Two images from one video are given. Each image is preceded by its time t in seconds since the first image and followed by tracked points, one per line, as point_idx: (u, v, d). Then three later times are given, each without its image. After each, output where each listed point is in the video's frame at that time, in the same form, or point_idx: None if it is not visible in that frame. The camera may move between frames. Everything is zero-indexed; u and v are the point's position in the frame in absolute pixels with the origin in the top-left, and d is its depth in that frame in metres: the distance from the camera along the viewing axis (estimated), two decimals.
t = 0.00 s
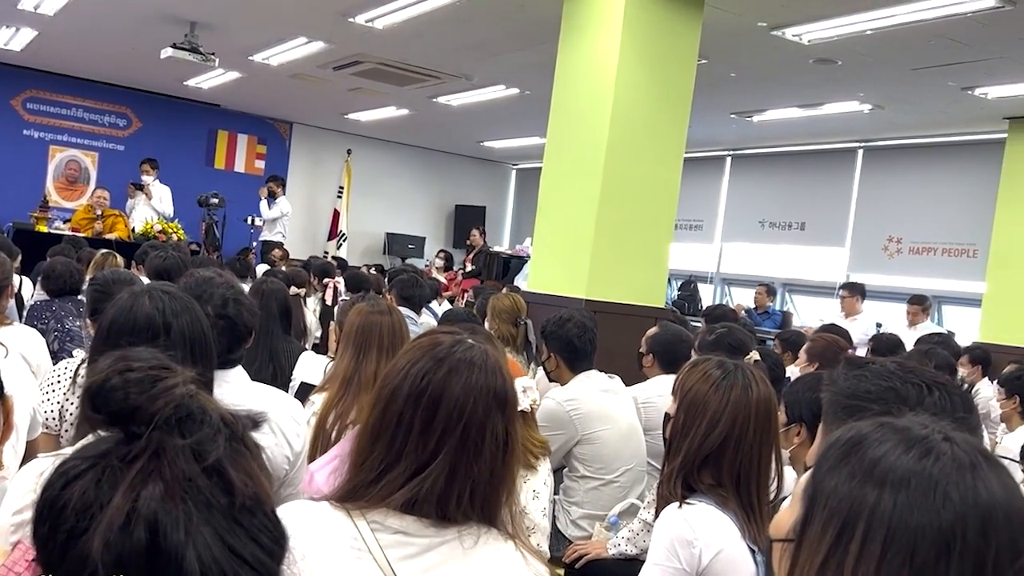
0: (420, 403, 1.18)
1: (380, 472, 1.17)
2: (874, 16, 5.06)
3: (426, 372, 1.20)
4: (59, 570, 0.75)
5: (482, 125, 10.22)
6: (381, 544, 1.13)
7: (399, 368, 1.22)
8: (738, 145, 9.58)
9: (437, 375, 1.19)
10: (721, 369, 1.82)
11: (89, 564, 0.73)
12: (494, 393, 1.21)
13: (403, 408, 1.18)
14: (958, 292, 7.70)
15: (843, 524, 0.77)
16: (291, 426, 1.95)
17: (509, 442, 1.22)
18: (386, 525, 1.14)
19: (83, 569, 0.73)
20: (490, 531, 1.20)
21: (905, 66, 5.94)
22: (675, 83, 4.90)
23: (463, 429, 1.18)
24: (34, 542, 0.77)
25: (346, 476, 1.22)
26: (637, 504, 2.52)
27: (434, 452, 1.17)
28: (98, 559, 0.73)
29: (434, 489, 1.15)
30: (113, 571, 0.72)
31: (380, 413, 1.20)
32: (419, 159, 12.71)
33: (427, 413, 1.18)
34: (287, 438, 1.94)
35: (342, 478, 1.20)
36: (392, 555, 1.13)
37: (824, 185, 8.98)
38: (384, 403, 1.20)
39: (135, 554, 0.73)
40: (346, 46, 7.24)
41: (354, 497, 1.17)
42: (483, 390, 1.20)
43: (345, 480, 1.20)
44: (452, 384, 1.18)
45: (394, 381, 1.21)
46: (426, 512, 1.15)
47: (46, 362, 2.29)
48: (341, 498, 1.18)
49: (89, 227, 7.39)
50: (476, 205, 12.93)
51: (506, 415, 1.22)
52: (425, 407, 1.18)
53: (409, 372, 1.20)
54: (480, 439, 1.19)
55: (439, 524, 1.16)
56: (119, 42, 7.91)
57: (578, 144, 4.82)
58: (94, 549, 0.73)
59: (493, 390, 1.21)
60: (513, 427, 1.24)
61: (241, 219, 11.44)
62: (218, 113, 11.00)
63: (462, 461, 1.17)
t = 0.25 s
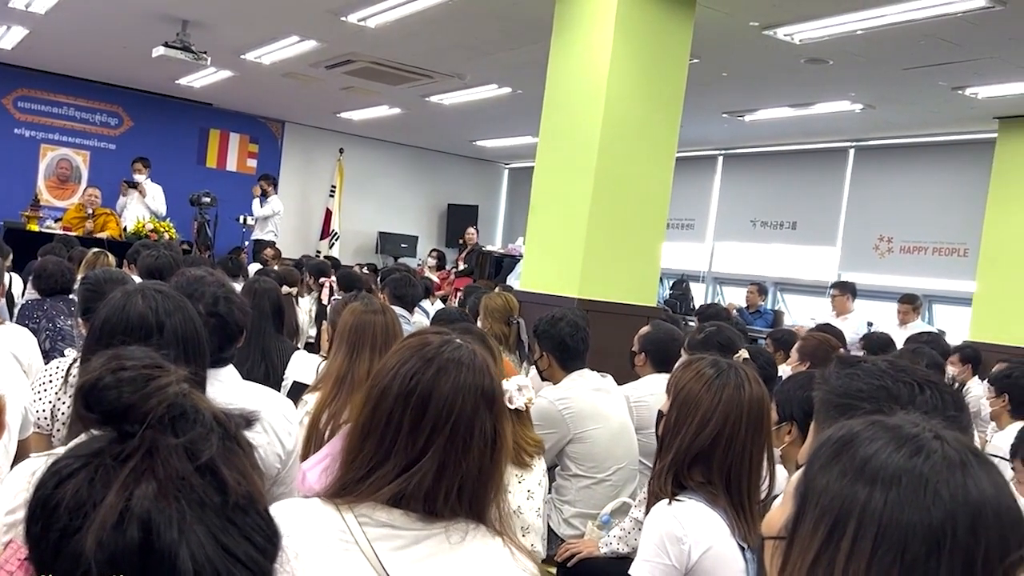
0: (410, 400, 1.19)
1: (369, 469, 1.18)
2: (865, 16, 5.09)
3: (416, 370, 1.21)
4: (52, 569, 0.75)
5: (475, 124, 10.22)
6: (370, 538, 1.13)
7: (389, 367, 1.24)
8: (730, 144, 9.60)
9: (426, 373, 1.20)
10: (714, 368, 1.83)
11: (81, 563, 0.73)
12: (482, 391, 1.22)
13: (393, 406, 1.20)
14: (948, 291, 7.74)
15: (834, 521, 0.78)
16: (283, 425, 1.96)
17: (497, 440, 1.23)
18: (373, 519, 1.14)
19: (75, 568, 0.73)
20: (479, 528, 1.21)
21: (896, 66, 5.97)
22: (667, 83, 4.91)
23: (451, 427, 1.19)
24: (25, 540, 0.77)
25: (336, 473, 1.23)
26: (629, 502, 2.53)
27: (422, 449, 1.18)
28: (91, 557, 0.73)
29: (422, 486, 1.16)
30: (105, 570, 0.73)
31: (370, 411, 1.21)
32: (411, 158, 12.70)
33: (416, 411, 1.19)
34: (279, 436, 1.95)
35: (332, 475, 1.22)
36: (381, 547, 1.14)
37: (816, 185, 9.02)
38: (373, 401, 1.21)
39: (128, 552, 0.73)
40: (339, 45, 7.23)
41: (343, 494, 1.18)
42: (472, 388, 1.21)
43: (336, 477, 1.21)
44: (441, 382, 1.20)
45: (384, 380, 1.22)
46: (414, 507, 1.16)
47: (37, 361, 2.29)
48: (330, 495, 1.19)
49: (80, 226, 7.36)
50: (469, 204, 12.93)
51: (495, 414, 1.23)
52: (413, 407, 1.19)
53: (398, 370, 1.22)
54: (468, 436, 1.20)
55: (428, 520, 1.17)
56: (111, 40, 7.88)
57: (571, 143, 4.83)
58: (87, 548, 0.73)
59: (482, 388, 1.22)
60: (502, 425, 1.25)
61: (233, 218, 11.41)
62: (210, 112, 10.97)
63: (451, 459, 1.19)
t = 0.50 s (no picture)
0: (394, 397, 1.21)
1: (355, 467, 1.20)
2: (855, 15, 5.11)
3: (399, 367, 1.22)
4: (44, 567, 0.76)
5: (466, 122, 10.23)
6: (357, 535, 1.14)
7: (373, 365, 1.25)
8: (721, 143, 9.63)
9: (410, 370, 1.22)
10: (707, 365, 1.85)
11: (73, 562, 0.74)
12: (466, 386, 1.23)
13: (377, 403, 1.21)
14: (937, 289, 7.79)
15: (823, 519, 0.79)
16: (273, 423, 1.97)
17: (481, 434, 1.25)
18: (360, 516, 1.15)
19: (67, 567, 0.74)
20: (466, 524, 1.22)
21: (885, 65, 6.00)
22: (658, 81, 4.92)
23: (436, 422, 1.20)
24: (17, 538, 0.77)
25: (322, 472, 1.24)
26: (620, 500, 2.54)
27: (408, 446, 1.20)
28: (83, 557, 0.73)
29: (409, 482, 1.17)
30: (96, 568, 0.73)
31: (354, 409, 1.23)
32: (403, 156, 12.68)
33: (401, 408, 1.20)
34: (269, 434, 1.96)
35: (319, 474, 1.23)
36: (368, 543, 1.14)
37: (806, 183, 9.06)
38: (358, 399, 1.23)
39: (120, 550, 0.74)
40: (330, 43, 7.22)
41: (330, 492, 1.19)
42: (456, 383, 1.23)
43: (322, 476, 1.22)
44: (425, 378, 1.21)
45: (368, 377, 1.23)
46: (401, 504, 1.17)
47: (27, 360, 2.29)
48: (317, 494, 1.20)
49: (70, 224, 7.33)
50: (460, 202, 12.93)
51: (478, 408, 1.25)
52: (399, 403, 1.20)
53: (382, 367, 1.23)
54: (453, 431, 1.21)
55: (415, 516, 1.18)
56: (100, 38, 7.84)
57: (562, 141, 4.84)
58: (79, 547, 0.74)
59: (465, 383, 1.24)
60: (485, 420, 1.26)
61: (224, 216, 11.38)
62: (201, 109, 10.93)
63: (436, 454, 1.20)
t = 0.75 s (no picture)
0: (384, 393, 1.21)
1: (345, 465, 1.20)
2: (845, 13, 5.13)
3: (389, 362, 1.22)
4: (35, 567, 0.75)
5: (458, 120, 10.21)
6: (346, 539, 1.13)
7: (363, 360, 1.25)
8: (712, 141, 9.65)
9: (400, 365, 1.22)
10: (699, 363, 1.86)
11: (64, 562, 0.74)
12: (458, 382, 1.23)
13: (367, 399, 1.21)
14: (927, 287, 7.84)
15: (816, 518, 0.79)
16: (266, 421, 1.98)
17: (473, 430, 1.25)
18: (350, 518, 1.15)
19: (58, 567, 0.74)
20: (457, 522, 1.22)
21: (877, 63, 6.02)
22: (649, 79, 4.93)
23: (427, 418, 1.21)
24: (8, 537, 0.77)
25: (311, 470, 1.24)
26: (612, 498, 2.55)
27: (398, 442, 1.20)
28: (74, 556, 0.73)
29: (399, 479, 1.17)
30: (88, 568, 0.73)
31: (344, 405, 1.23)
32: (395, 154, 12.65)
33: (391, 403, 1.20)
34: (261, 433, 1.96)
35: (308, 472, 1.23)
36: (357, 546, 1.14)
37: (797, 182, 9.08)
38: (348, 395, 1.23)
39: (111, 550, 0.74)
40: (322, 41, 7.20)
41: (319, 490, 1.19)
42: (448, 378, 1.23)
43: (312, 474, 1.22)
44: (415, 374, 1.21)
45: (357, 373, 1.23)
46: (393, 503, 1.17)
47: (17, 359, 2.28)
48: (307, 492, 1.20)
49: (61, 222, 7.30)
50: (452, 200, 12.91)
51: (470, 405, 1.25)
52: (389, 399, 1.20)
53: (371, 363, 1.23)
54: (443, 426, 1.22)
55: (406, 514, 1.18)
56: (91, 35, 7.80)
57: (554, 139, 4.85)
58: (70, 547, 0.73)
59: (457, 378, 1.24)
60: (477, 415, 1.26)
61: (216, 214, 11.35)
62: (192, 107, 10.90)
63: (427, 450, 1.20)
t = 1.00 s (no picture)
0: (377, 391, 1.20)
1: (337, 465, 1.20)
2: (835, 10, 5.15)
3: (381, 360, 1.22)
4: (21, 567, 0.75)
5: (448, 117, 10.19)
6: (337, 541, 1.14)
7: (354, 358, 1.25)
8: (702, 137, 9.67)
9: (392, 363, 1.22)
10: (685, 359, 1.86)
11: (51, 563, 0.73)
12: (450, 379, 1.23)
13: (359, 398, 1.21)
14: (916, 284, 7.89)
15: (810, 515, 0.80)
16: (255, 419, 1.98)
17: (466, 427, 1.25)
18: (342, 521, 1.15)
19: (45, 568, 0.73)
20: (450, 521, 1.22)
21: (866, 60, 6.05)
22: (640, 75, 4.93)
23: (420, 416, 1.20)
24: None
25: (303, 470, 1.24)
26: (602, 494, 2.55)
27: (391, 441, 1.20)
28: (61, 557, 0.73)
29: (392, 479, 1.17)
30: (75, 569, 0.73)
31: (336, 403, 1.22)
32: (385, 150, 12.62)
33: (383, 402, 1.20)
34: (251, 430, 1.96)
35: (300, 472, 1.23)
36: (348, 549, 1.14)
37: (787, 179, 9.12)
38: (339, 393, 1.23)
39: (98, 550, 0.73)
40: (311, 37, 7.17)
41: (311, 491, 1.19)
42: (440, 376, 1.22)
43: (303, 474, 1.22)
44: (408, 371, 1.21)
45: (349, 371, 1.23)
46: (384, 503, 1.17)
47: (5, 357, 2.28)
48: (298, 492, 1.20)
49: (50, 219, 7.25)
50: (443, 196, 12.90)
51: (463, 401, 1.25)
52: (381, 397, 1.20)
53: (363, 361, 1.23)
54: (437, 424, 1.22)
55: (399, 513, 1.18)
56: (79, 31, 7.74)
57: (544, 136, 4.85)
58: (56, 546, 0.73)
59: (450, 376, 1.23)
60: (470, 412, 1.26)
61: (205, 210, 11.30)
62: (181, 103, 10.84)
63: (419, 449, 1.20)
